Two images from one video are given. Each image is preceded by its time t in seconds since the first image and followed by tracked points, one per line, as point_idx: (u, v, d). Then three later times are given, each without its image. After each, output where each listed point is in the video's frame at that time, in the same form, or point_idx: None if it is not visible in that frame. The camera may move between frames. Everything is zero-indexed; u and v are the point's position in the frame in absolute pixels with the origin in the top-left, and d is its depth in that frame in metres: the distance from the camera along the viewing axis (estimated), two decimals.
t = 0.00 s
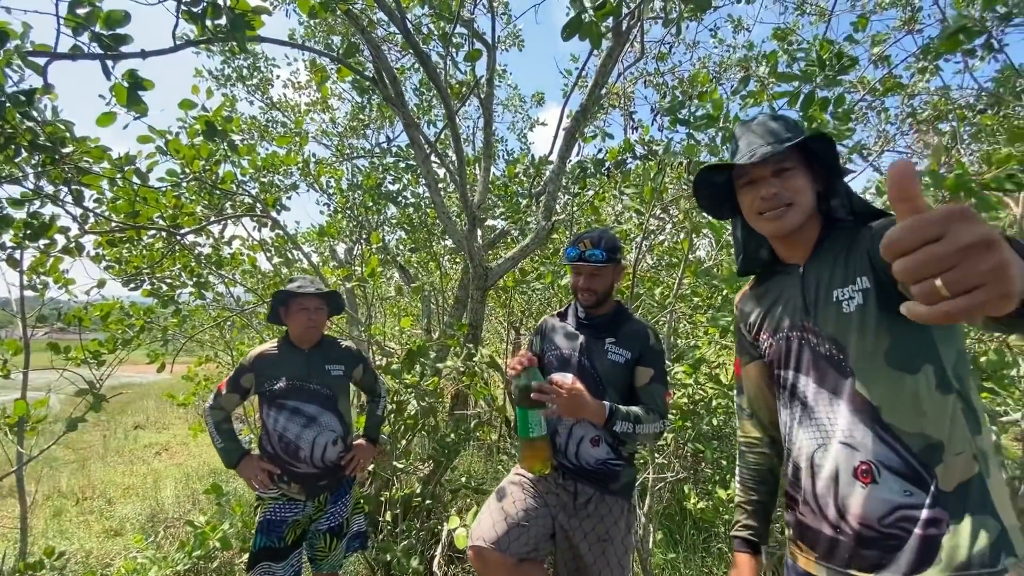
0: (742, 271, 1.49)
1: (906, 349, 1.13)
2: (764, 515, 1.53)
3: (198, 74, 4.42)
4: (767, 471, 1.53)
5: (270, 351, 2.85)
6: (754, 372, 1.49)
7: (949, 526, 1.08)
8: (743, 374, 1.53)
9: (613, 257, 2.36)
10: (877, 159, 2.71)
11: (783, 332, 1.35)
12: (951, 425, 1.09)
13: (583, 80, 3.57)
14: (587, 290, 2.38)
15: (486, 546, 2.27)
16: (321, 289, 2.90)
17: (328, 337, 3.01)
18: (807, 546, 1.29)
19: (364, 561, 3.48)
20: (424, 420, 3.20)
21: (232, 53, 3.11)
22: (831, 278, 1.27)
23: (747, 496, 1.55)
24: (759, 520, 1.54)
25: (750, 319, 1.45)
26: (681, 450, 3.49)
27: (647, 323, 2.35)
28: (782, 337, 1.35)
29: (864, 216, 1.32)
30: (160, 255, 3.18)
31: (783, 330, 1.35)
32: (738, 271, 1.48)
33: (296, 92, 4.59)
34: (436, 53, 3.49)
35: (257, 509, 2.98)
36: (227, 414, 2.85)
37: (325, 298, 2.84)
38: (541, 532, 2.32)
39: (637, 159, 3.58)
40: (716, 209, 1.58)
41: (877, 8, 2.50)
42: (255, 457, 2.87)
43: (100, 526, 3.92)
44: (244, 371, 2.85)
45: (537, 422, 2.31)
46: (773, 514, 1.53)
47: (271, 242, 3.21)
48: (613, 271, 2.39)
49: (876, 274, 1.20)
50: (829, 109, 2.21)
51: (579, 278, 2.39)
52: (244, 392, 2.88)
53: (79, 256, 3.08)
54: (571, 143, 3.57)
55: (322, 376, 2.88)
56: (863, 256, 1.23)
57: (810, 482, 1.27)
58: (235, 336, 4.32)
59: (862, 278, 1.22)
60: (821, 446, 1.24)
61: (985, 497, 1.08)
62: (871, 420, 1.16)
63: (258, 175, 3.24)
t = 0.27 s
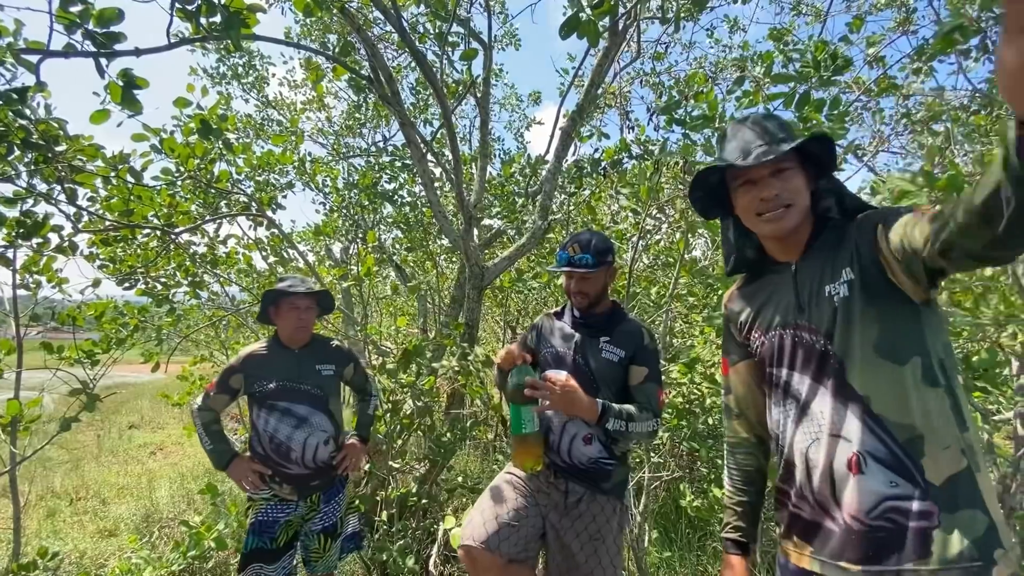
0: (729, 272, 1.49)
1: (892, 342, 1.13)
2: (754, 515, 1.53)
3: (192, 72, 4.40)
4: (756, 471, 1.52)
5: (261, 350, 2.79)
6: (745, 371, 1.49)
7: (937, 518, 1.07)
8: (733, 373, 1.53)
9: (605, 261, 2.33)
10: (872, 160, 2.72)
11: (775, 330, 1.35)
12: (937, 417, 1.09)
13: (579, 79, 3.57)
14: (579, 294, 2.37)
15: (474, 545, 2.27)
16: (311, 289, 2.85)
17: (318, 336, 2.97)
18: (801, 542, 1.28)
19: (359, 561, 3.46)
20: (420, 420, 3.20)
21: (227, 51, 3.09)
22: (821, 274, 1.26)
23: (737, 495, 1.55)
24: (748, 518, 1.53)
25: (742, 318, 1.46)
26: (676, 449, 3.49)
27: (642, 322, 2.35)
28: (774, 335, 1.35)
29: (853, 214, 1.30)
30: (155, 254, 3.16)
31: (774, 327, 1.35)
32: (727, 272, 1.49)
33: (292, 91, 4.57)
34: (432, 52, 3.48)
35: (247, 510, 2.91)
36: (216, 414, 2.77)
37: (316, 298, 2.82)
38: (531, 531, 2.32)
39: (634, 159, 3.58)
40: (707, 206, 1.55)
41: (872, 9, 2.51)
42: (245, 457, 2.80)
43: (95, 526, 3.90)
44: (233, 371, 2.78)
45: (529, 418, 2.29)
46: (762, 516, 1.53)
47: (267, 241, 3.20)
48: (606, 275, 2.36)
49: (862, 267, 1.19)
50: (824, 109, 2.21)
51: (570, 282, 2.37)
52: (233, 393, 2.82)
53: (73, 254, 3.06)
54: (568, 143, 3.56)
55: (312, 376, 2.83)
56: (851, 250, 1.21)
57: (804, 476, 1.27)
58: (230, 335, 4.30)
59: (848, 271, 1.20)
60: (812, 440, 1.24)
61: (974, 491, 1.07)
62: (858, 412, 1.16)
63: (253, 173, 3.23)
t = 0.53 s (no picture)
0: (723, 274, 1.49)
1: (878, 343, 1.13)
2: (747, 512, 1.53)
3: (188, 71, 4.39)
4: (749, 468, 1.53)
5: (248, 351, 2.70)
6: (739, 370, 1.50)
7: (922, 517, 1.08)
8: (727, 373, 1.53)
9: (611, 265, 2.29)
10: (868, 160, 2.73)
11: (765, 331, 1.35)
12: (921, 415, 1.09)
13: (577, 79, 3.57)
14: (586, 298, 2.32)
15: None
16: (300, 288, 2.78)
17: (306, 335, 2.89)
18: (791, 540, 1.29)
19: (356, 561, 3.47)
20: (417, 420, 3.20)
21: (224, 50, 3.08)
22: (808, 277, 1.26)
23: (730, 492, 1.55)
24: (742, 515, 1.54)
25: (734, 319, 1.46)
26: (673, 448, 3.50)
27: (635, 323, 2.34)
28: (764, 336, 1.35)
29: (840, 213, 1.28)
30: (151, 253, 3.15)
31: (765, 329, 1.35)
32: (719, 275, 1.48)
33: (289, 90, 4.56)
34: (430, 51, 3.48)
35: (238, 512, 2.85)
36: (204, 417, 2.69)
37: (305, 297, 2.74)
38: (530, 545, 2.29)
39: (631, 158, 3.58)
40: (695, 216, 1.55)
41: (868, 10, 2.52)
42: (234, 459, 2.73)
43: (91, 526, 3.89)
44: (218, 372, 2.68)
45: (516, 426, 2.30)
46: (754, 513, 1.53)
47: (264, 240, 3.19)
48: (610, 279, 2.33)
49: (849, 269, 1.18)
50: (820, 110, 2.22)
51: (577, 286, 2.31)
52: (219, 397, 2.71)
53: (69, 254, 3.05)
54: (565, 143, 3.56)
55: (302, 377, 2.75)
56: (837, 252, 1.21)
57: (793, 476, 1.27)
58: (227, 334, 4.30)
59: (835, 274, 1.20)
60: (801, 440, 1.24)
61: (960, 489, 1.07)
62: (845, 413, 1.16)
63: (250, 172, 3.22)
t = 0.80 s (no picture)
0: (719, 278, 1.48)
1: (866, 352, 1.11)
2: (745, 511, 1.54)
3: (186, 70, 4.38)
4: (748, 468, 1.52)
5: (237, 352, 2.70)
6: (735, 372, 1.49)
7: (911, 521, 1.08)
8: (726, 374, 1.53)
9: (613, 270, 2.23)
10: (865, 160, 2.73)
11: (755, 335, 1.34)
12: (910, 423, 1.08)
13: (575, 79, 3.57)
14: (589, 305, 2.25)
15: None
16: (290, 289, 2.79)
17: (296, 335, 2.89)
18: (782, 543, 1.29)
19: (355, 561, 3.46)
20: (415, 419, 3.20)
21: (221, 48, 3.07)
22: (796, 283, 1.23)
23: (729, 493, 1.55)
24: (741, 514, 1.55)
25: (729, 321, 1.45)
26: (671, 448, 3.50)
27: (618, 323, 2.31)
28: (755, 340, 1.34)
29: (834, 217, 1.23)
30: (148, 252, 3.14)
31: (757, 334, 1.33)
32: (715, 280, 1.48)
33: (286, 89, 4.55)
34: (428, 50, 3.48)
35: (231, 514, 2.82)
36: (194, 419, 2.66)
37: (294, 297, 2.74)
38: (529, 554, 2.21)
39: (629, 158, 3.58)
40: (687, 217, 1.54)
41: (866, 10, 2.52)
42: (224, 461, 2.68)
43: (87, 526, 3.88)
44: (208, 373, 2.67)
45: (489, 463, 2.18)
46: (754, 512, 1.54)
47: (261, 240, 3.19)
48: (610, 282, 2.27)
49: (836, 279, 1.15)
50: (817, 110, 2.22)
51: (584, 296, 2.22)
52: (209, 398, 2.69)
53: (66, 253, 3.04)
54: (563, 142, 3.56)
55: (293, 377, 2.74)
56: (825, 261, 1.18)
57: (782, 481, 1.27)
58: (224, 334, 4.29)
59: (824, 283, 1.17)
60: (791, 446, 1.23)
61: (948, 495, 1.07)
62: (836, 420, 1.16)
63: (247, 171, 3.22)
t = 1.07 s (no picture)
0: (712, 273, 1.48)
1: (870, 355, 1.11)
2: (744, 507, 1.54)
3: (184, 69, 4.37)
4: (747, 464, 1.52)
5: (234, 352, 2.70)
6: (732, 370, 1.48)
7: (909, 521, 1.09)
8: (721, 372, 1.51)
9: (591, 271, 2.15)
10: (864, 160, 2.73)
11: (756, 336, 1.33)
12: (911, 426, 1.08)
13: (574, 79, 3.57)
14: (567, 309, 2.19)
15: None
16: (287, 289, 2.78)
17: (292, 334, 2.88)
18: (779, 543, 1.29)
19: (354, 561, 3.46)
20: (414, 419, 3.19)
21: (220, 47, 3.07)
22: (800, 284, 1.23)
23: (728, 491, 1.55)
24: (741, 510, 1.55)
25: (726, 320, 1.44)
26: (669, 447, 3.49)
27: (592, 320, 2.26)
28: (755, 341, 1.33)
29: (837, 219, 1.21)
30: (146, 251, 3.14)
31: (757, 334, 1.33)
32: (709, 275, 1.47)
33: (284, 88, 4.54)
34: (426, 49, 3.47)
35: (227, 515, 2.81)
36: (189, 418, 2.65)
37: (292, 297, 2.73)
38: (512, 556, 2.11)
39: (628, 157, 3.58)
40: (685, 213, 1.53)
41: (865, 10, 2.52)
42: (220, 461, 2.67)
43: (85, 526, 3.88)
44: (203, 373, 2.67)
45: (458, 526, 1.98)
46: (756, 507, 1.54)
47: (260, 239, 3.18)
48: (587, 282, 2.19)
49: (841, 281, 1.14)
50: (817, 109, 2.21)
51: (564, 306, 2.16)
52: (205, 398, 2.69)
53: (64, 253, 3.03)
54: (562, 142, 3.56)
55: (289, 376, 2.74)
56: (830, 263, 1.17)
57: (780, 483, 1.26)
58: (222, 333, 4.28)
59: (827, 286, 1.16)
60: (790, 448, 1.23)
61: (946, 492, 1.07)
62: (836, 423, 1.15)
63: (246, 171, 3.21)
